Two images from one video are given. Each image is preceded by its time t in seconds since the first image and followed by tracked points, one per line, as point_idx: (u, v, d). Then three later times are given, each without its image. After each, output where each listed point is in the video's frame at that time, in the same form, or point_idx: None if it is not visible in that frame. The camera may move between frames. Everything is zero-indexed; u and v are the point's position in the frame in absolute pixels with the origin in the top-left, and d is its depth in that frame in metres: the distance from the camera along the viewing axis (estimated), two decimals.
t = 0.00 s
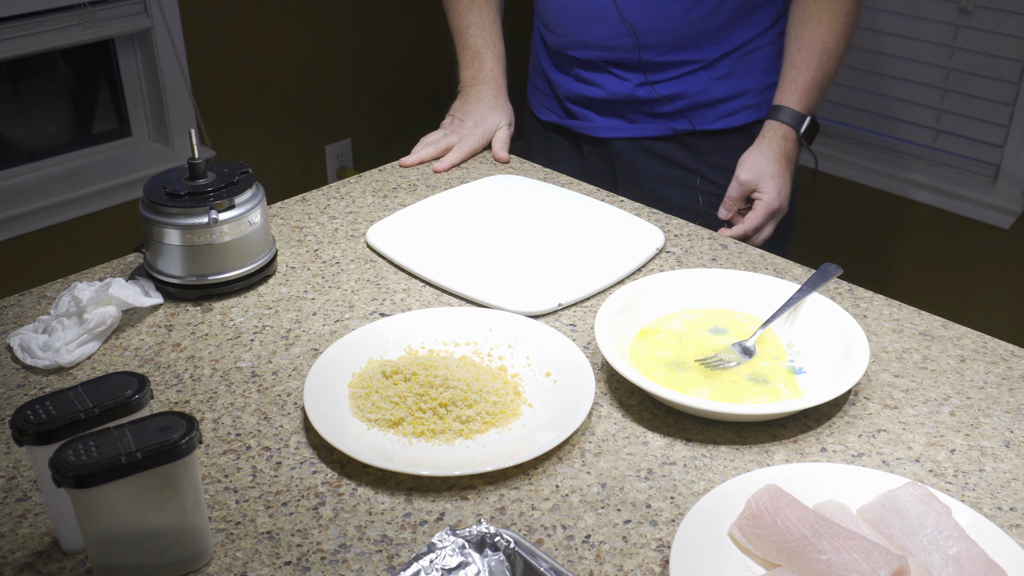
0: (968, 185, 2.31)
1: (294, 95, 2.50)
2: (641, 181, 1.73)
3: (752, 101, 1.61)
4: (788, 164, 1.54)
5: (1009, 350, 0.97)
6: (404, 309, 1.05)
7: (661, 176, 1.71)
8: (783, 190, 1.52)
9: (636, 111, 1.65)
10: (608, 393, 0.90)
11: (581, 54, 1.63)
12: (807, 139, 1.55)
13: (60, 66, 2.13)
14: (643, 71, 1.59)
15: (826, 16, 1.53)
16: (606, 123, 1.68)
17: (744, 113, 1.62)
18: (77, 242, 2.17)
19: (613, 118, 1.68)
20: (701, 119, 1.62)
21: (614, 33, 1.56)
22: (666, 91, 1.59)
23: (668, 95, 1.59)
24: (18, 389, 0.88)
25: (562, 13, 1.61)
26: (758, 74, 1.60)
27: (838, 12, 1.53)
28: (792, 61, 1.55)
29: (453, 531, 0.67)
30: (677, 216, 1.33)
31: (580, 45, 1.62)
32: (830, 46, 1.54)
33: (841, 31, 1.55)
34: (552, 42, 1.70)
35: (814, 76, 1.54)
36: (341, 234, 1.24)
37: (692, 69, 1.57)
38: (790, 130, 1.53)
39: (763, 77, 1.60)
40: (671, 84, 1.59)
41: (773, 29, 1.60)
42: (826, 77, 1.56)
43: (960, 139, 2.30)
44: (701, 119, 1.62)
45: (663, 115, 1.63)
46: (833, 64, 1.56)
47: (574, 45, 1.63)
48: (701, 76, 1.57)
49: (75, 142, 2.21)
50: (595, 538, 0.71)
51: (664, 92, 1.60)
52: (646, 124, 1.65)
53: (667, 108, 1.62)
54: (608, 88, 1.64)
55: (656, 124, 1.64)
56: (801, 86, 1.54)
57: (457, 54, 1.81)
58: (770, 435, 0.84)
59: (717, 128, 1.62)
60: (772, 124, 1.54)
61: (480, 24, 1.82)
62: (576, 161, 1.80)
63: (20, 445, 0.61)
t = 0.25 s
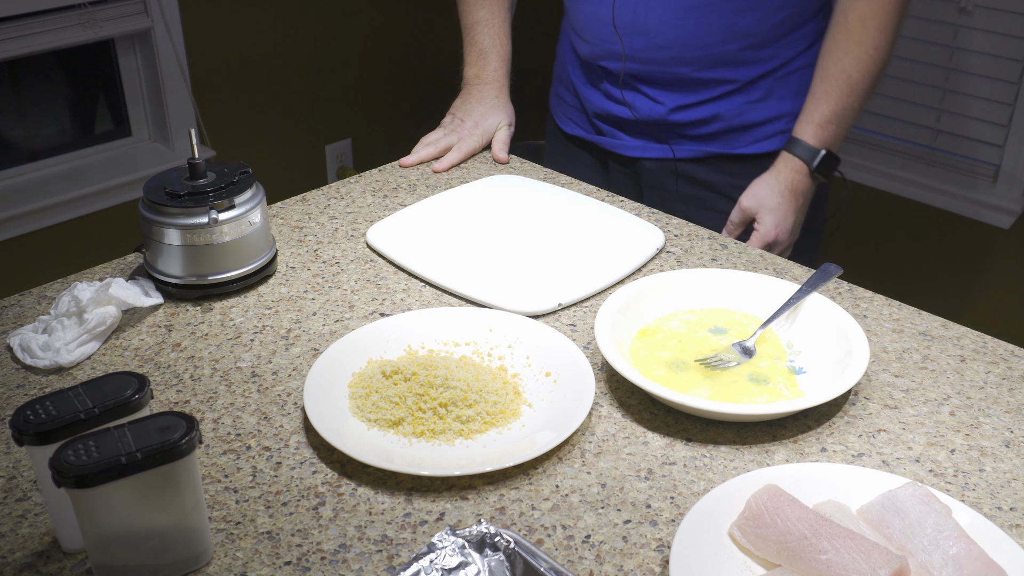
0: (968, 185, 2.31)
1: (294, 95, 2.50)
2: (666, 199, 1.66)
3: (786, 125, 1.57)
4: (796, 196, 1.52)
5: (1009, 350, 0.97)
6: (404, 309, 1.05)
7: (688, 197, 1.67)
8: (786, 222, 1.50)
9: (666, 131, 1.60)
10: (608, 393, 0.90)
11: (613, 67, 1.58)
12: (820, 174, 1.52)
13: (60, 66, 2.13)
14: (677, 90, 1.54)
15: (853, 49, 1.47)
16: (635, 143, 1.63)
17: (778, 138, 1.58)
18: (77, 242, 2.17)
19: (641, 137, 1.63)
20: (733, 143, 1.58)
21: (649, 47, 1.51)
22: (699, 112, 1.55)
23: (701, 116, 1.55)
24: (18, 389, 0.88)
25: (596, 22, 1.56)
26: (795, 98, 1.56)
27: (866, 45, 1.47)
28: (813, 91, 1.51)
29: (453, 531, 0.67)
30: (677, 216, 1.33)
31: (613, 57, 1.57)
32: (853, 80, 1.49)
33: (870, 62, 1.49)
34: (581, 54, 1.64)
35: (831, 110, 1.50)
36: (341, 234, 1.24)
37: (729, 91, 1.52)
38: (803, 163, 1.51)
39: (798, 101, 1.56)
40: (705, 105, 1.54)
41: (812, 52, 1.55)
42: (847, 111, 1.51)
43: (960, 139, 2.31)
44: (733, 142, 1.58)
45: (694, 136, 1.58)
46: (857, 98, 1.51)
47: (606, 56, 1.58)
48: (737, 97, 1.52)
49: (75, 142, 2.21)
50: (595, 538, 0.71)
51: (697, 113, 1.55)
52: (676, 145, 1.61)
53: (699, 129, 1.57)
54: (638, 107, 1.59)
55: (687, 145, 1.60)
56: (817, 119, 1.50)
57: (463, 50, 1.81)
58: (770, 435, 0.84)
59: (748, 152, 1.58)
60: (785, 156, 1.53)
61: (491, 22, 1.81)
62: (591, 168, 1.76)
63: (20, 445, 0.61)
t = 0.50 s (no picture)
0: (968, 185, 2.31)
1: (294, 95, 2.50)
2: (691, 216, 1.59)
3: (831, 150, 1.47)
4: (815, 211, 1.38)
5: (1009, 350, 0.97)
6: (404, 309, 1.05)
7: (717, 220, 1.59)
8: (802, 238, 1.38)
9: (700, 149, 1.52)
10: (608, 393, 0.90)
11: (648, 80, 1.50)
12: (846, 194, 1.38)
13: (60, 65, 2.13)
14: (715, 106, 1.46)
15: (902, 67, 1.33)
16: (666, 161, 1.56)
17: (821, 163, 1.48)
18: (77, 242, 2.17)
19: (674, 153, 1.56)
20: (770, 165, 1.49)
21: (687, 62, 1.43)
22: (735, 133, 1.47)
23: (738, 136, 1.47)
24: (18, 389, 0.88)
25: (633, 31, 1.48)
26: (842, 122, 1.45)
27: (916, 66, 1.33)
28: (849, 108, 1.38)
29: (453, 531, 0.67)
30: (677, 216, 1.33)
31: (650, 69, 1.49)
32: (896, 100, 1.34)
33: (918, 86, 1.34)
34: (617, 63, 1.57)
35: (865, 129, 1.35)
36: (341, 234, 1.24)
37: (768, 113, 1.43)
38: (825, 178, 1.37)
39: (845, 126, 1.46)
40: (744, 125, 1.46)
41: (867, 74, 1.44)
42: (884, 133, 1.36)
43: (960, 139, 2.30)
44: (771, 165, 1.49)
45: (730, 156, 1.50)
46: (897, 122, 1.36)
47: (642, 67, 1.50)
48: (776, 119, 1.44)
49: (75, 142, 2.21)
50: (595, 538, 0.71)
51: (734, 133, 1.47)
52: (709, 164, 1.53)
53: (735, 149, 1.49)
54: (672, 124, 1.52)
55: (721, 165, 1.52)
56: (851, 135, 1.36)
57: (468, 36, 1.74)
58: (770, 435, 0.84)
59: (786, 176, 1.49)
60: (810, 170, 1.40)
61: (500, 12, 1.75)
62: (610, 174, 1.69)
63: (20, 445, 0.61)
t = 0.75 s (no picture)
0: (968, 186, 2.31)
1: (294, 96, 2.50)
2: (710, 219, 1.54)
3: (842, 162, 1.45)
4: (870, 126, 1.18)
5: (1009, 350, 0.97)
6: (404, 309, 1.05)
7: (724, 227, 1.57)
8: (851, 155, 1.17)
9: (709, 156, 1.51)
10: (608, 393, 0.90)
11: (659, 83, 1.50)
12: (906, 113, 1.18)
13: (60, 65, 2.13)
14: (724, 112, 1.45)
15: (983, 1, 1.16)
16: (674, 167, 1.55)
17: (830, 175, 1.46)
18: (76, 242, 2.17)
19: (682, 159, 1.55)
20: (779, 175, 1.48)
21: (699, 66, 1.42)
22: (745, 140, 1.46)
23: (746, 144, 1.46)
24: (18, 389, 0.88)
25: (645, 32, 1.47)
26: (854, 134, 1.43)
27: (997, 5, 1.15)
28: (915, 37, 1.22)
29: (453, 531, 0.67)
30: (677, 216, 1.33)
31: (661, 72, 1.48)
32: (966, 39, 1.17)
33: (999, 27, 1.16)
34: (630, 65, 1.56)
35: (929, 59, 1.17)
36: (341, 234, 1.24)
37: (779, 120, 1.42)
38: (884, 86, 1.17)
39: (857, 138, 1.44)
40: (754, 132, 1.45)
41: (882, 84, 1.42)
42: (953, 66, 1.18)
43: (960, 139, 2.29)
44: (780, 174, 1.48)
45: (739, 164, 1.49)
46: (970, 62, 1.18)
47: (654, 70, 1.49)
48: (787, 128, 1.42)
49: (75, 142, 2.21)
50: (595, 538, 0.71)
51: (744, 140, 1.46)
52: (718, 171, 1.52)
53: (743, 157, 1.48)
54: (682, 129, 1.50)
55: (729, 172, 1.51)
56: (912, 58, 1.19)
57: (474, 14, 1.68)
58: (770, 435, 0.84)
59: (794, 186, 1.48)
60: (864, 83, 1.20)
61: None
62: (622, 178, 1.67)
63: (20, 445, 0.61)
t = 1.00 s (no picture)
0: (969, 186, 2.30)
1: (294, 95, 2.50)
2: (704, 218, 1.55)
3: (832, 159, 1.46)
4: (897, 145, 1.09)
5: (1009, 350, 0.97)
6: (404, 309, 1.05)
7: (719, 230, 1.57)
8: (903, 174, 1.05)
9: (700, 160, 1.51)
10: (608, 393, 0.90)
11: (648, 88, 1.49)
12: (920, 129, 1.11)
13: (60, 65, 2.13)
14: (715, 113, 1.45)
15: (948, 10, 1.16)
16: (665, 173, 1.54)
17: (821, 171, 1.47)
18: (76, 242, 2.17)
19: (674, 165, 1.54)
20: (772, 174, 1.48)
21: (689, 67, 1.42)
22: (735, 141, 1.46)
23: (739, 144, 1.45)
24: (18, 389, 0.88)
25: (630, 38, 1.47)
26: (843, 129, 1.44)
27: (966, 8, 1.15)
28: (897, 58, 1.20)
29: (453, 531, 0.67)
30: (677, 216, 1.33)
31: (649, 77, 1.48)
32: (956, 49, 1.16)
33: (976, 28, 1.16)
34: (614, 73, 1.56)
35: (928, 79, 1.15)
36: (341, 234, 1.24)
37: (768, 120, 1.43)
38: (888, 108, 1.12)
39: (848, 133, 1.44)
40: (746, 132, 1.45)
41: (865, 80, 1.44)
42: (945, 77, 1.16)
43: (959, 139, 2.31)
44: (773, 173, 1.48)
45: (730, 166, 1.49)
46: (959, 68, 1.16)
47: (640, 76, 1.49)
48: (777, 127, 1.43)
49: (75, 142, 2.21)
50: (595, 538, 0.71)
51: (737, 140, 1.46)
52: (710, 175, 1.51)
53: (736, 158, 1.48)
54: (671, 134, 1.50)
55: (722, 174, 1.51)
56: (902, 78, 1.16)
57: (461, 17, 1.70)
58: (770, 435, 0.84)
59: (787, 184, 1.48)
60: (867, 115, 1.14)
61: None
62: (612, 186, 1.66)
63: (20, 446, 0.61)
